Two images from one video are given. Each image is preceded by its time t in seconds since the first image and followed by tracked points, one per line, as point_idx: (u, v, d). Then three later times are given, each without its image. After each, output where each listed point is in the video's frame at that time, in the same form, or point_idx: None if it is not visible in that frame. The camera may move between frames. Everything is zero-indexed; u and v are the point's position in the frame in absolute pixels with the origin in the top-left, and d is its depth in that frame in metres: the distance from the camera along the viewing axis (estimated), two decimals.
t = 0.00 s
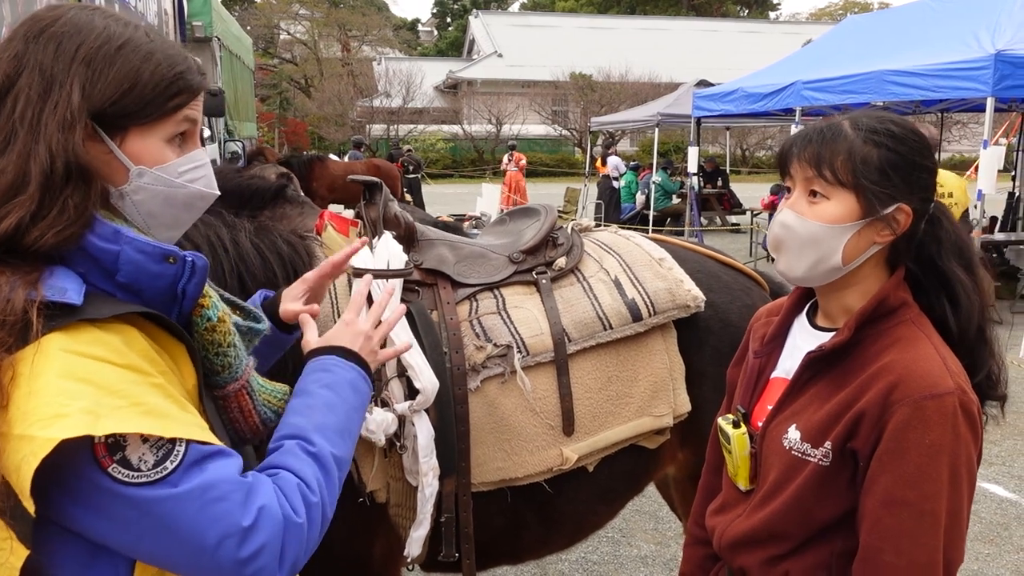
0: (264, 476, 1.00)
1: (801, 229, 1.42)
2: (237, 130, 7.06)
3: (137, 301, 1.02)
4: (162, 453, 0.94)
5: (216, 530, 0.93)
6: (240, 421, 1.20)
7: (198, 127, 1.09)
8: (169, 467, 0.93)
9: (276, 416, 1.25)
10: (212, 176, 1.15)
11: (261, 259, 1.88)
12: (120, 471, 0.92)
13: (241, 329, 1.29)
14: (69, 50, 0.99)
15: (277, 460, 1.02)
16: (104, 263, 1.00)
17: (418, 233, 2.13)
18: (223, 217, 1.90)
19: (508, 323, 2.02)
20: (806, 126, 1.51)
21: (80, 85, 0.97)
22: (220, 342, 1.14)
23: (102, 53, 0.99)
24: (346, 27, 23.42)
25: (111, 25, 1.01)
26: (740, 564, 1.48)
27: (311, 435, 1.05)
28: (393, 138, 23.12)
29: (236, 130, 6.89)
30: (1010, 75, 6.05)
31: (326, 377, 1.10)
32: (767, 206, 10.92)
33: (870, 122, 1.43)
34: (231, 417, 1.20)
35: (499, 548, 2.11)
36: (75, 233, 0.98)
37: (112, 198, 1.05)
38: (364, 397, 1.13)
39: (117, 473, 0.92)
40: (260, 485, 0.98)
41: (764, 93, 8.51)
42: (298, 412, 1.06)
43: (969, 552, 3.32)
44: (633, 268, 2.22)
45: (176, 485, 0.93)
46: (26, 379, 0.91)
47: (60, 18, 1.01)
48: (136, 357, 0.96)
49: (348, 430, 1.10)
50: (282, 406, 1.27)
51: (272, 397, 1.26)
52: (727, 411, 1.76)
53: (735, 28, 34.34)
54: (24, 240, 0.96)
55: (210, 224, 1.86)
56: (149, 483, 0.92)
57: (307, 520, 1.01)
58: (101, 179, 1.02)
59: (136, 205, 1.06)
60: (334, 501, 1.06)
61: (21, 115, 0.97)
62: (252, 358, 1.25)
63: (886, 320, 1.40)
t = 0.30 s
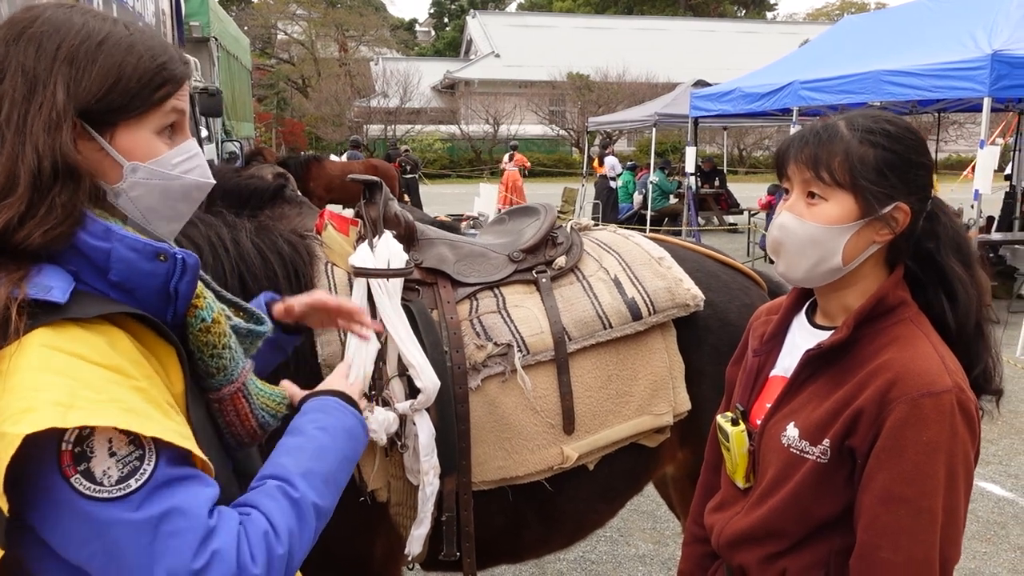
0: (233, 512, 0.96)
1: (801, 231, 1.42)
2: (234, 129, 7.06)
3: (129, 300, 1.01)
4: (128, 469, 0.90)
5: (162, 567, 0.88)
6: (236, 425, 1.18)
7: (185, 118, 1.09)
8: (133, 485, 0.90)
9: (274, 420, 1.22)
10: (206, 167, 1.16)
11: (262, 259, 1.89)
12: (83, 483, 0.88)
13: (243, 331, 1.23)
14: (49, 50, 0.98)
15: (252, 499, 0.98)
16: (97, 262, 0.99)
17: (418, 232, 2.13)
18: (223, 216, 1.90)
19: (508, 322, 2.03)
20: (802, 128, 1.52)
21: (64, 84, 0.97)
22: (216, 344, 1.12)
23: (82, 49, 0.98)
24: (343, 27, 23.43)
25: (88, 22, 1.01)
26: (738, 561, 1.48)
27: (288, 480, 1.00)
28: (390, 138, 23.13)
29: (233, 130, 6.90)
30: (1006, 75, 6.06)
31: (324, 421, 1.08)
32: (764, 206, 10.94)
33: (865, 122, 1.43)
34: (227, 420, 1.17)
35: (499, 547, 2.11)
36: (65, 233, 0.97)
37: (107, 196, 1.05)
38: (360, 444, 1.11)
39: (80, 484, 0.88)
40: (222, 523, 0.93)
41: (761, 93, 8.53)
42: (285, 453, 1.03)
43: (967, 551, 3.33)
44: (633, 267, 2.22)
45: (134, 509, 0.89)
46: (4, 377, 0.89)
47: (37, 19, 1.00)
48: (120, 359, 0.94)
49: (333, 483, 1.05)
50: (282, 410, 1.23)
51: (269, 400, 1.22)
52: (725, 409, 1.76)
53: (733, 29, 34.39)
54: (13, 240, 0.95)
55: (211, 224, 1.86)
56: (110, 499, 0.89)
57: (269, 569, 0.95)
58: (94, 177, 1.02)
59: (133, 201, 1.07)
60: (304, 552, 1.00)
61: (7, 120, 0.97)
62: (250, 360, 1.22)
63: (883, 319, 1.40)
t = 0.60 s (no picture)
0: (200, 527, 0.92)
1: (795, 229, 1.43)
2: (231, 130, 7.05)
3: (121, 298, 1.00)
4: (105, 475, 0.88)
5: None
6: (229, 427, 1.17)
7: (192, 126, 1.10)
8: (108, 492, 0.88)
9: (268, 423, 1.23)
10: (208, 174, 1.16)
11: (261, 257, 1.90)
12: (61, 485, 0.87)
13: (240, 333, 1.25)
14: (64, 47, 0.99)
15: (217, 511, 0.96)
16: (90, 259, 0.99)
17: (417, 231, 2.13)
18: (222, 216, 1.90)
19: (508, 321, 2.03)
20: (799, 125, 1.52)
21: (74, 82, 0.98)
22: (208, 344, 1.12)
23: (96, 49, 0.99)
24: (341, 28, 23.41)
25: (107, 23, 1.02)
26: (733, 559, 1.49)
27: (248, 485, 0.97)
28: (387, 139, 23.12)
29: (231, 130, 6.88)
30: (1003, 74, 6.07)
31: (302, 414, 1.00)
32: (761, 206, 10.94)
33: (860, 120, 1.43)
34: (220, 423, 1.16)
35: (499, 547, 2.11)
36: (58, 228, 0.96)
37: (106, 196, 1.05)
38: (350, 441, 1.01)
39: (58, 486, 0.87)
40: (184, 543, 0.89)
41: (759, 93, 8.54)
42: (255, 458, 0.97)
43: (964, 549, 3.34)
44: (632, 266, 2.23)
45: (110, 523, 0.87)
46: None
47: (56, 16, 1.01)
48: (107, 356, 0.93)
49: (311, 493, 0.97)
50: (276, 413, 1.26)
51: (265, 404, 1.24)
52: (722, 408, 1.76)
53: (730, 28, 34.43)
54: (5, 233, 0.95)
55: (210, 223, 1.86)
56: (85, 504, 0.87)
57: None
58: (95, 175, 1.03)
59: (131, 203, 1.07)
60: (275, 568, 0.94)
61: (14, 113, 0.98)
62: (245, 363, 1.23)
63: (879, 318, 1.41)
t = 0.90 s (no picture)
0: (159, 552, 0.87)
1: (792, 231, 1.44)
2: (230, 130, 7.04)
3: (126, 298, 1.00)
4: (87, 484, 0.86)
5: None
6: (232, 432, 1.15)
7: (212, 137, 1.11)
8: (87, 501, 0.86)
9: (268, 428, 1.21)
10: (220, 185, 1.20)
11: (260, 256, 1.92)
12: (45, 490, 0.86)
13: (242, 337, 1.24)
14: (95, 49, 1.00)
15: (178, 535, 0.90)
16: (99, 258, 0.98)
17: (415, 231, 2.14)
18: (222, 216, 1.90)
19: (507, 320, 2.03)
20: (795, 126, 1.52)
21: (102, 84, 0.98)
22: (213, 347, 1.12)
23: (126, 53, 1.00)
24: (339, 28, 23.40)
25: (138, 28, 1.03)
26: (731, 559, 1.49)
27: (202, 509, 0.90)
28: (386, 139, 23.12)
29: (230, 131, 6.88)
30: (1001, 74, 6.07)
31: (252, 435, 0.91)
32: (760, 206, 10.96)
33: (855, 121, 1.44)
34: (221, 428, 1.14)
35: (498, 546, 2.12)
36: (69, 226, 0.96)
37: (120, 198, 1.06)
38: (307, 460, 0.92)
39: (42, 491, 0.86)
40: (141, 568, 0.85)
41: (757, 93, 8.55)
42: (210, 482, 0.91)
43: (962, 548, 3.34)
44: (630, 265, 2.23)
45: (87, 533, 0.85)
46: None
47: (89, 17, 1.02)
48: (111, 356, 0.92)
49: (263, 519, 0.90)
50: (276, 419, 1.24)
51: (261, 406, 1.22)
52: (719, 407, 1.77)
53: (728, 28, 34.47)
54: (15, 226, 0.95)
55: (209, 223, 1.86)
56: (64, 511, 0.85)
57: None
58: (113, 177, 1.04)
59: (145, 207, 1.08)
60: None
61: (36, 109, 0.98)
62: (248, 366, 1.21)
63: (876, 318, 1.41)
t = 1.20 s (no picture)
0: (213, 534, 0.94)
1: (787, 230, 1.44)
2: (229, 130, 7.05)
3: (129, 304, 1.00)
4: (117, 483, 0.90)
5: None
6: (231, 437, 1.15)
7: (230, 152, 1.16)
8: (120, 499, 0.89)
9: (270, 433, 1.21)
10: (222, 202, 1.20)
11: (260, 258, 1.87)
12: (71, 493, 0.88)
13: (243, 341, 1.25)
14: (157, 62, 1.01)
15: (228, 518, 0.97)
16: (100, 265, 0.98)
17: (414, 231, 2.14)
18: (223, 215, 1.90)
19: (506, 320, 2.03)
20: (792, 125, 1.53)
21: (163, 98, 1.01)
22: (215, 354, 1.11)
23: (186, 71, 1.04)
24: (338, 28, 23.41)
25: (193, 51, 1.07)
26: (728, 558, 1.50)
27: (266, 495, 0.98)
28: (384, 139, 23.14)
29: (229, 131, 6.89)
30: (999, 74, 6.08)
31: (321, 428, 1.01)
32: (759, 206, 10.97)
33: (850, 121, 1.44)
34: (222, 433, 1.14)
35: (498, 545, 2.12)
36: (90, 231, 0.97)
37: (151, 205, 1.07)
38: (360, 455, 1.03)
39: (68, 494, 0.88)
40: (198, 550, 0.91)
41: (755, 93, 8.56)
42: (276, 468, 0.99)
43: (960, 548, 3.35)
44: (629, 265, 2.23)
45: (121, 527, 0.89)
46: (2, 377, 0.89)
47: (149, 31, 1.04)
48: (113, 367, 0.93)
49: (327, 500, 1.00)
50: (278, 424, 1.23)
51: (268, 413, 1.22)
52: (715, 407, 1.77)
53: (726, 28, 34.48)
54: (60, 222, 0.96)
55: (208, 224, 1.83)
56: (96, 511, 0.88)
57: None
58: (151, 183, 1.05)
59: (171, 215, 1.09)
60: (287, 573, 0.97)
61: (89, 113, 0.97)
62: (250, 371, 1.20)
63: (872, 317, 1.41)
